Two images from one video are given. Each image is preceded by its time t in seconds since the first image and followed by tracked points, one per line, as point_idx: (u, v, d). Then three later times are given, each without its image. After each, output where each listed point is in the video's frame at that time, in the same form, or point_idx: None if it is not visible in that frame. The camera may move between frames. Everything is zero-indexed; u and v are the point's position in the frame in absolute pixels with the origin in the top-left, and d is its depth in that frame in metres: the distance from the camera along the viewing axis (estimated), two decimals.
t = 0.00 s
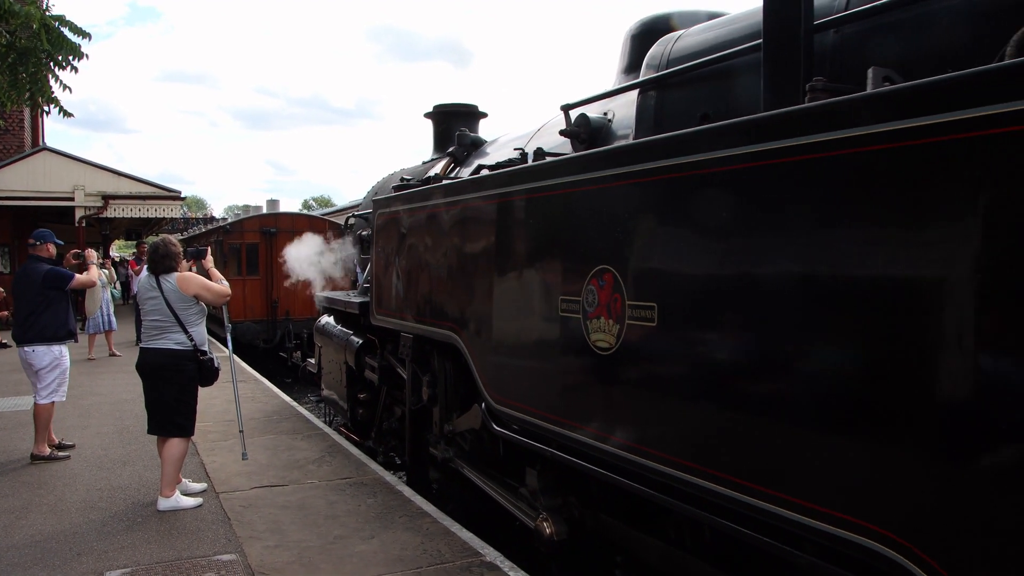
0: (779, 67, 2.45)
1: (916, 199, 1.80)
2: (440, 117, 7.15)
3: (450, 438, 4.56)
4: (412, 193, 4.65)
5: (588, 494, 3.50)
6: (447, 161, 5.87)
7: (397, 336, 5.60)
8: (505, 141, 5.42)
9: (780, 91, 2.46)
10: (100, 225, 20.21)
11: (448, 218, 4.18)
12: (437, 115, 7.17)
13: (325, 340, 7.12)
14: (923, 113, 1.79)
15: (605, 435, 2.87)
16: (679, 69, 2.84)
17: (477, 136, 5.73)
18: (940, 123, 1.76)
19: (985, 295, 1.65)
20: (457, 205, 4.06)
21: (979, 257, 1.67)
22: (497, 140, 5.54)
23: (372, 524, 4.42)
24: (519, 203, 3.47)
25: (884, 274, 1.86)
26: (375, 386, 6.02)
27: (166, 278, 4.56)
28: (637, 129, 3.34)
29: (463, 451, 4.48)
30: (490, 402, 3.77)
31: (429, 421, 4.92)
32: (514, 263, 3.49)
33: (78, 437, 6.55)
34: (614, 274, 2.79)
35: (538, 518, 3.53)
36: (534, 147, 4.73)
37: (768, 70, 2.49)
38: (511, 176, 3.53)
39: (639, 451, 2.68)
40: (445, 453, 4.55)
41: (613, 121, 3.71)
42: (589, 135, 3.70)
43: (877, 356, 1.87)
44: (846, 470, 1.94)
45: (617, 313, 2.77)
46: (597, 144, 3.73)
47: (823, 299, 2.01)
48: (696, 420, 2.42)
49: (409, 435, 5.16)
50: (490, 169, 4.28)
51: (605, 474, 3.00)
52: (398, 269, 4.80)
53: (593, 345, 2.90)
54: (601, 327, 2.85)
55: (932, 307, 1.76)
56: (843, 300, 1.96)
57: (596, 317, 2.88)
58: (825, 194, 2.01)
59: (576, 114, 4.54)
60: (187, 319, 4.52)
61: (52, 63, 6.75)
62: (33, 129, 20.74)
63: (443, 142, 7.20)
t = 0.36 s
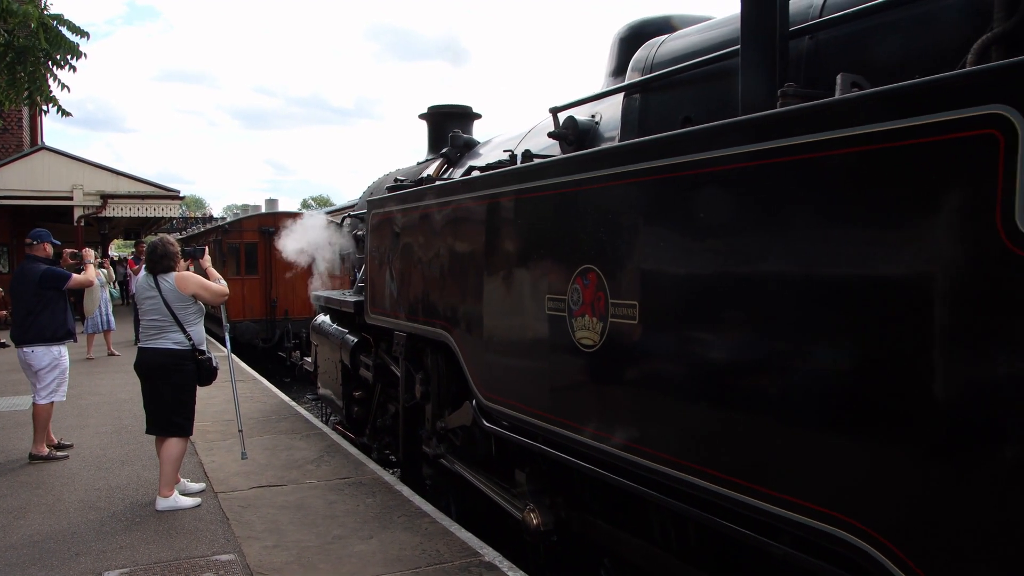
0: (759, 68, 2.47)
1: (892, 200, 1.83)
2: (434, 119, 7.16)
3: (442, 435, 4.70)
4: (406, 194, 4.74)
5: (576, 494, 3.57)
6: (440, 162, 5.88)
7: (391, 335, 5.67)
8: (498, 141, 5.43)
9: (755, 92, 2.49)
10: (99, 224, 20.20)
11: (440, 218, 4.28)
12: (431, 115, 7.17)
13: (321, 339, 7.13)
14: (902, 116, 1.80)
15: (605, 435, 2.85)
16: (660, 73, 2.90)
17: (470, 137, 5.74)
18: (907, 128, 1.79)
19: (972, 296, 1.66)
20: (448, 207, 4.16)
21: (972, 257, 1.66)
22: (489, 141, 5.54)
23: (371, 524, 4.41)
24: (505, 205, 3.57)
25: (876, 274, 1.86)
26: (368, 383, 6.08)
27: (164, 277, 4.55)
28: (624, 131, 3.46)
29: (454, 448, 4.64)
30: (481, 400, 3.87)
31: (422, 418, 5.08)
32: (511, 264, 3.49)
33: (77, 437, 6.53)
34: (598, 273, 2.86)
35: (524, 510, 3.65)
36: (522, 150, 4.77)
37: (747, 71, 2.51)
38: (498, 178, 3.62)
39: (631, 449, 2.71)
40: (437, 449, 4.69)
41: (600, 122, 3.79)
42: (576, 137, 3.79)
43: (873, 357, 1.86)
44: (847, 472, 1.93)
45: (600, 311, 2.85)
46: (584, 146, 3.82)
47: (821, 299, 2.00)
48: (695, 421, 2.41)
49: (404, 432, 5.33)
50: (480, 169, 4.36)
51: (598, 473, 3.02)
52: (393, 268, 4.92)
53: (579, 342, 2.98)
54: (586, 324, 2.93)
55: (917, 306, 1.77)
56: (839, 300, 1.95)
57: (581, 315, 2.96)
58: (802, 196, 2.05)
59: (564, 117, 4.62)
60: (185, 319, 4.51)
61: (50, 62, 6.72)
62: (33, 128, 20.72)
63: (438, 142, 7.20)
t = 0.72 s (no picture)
0: (736, 74, 2.56)
1: (863, 200, 1.88)
2: (430, 120, 7.17)
3: (435, 432, 4.85)
4: (401, 194, 4.80)
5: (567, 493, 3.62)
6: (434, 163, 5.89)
7: (386, 333, 5.75)
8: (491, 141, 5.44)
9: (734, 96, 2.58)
10: (99, 224, 20.21)
11: (433, 219, 4.35)
12: (426, 117, 7.18)
13: (319, 338, 7.17)
14: (886, 112, 1.82)
15: (602, 434, 2.85)
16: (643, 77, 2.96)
17: (465, 139, 5.75)
18: (874, 130, 1.85)
19: (955, 294, 1.68)
20: (441, 207, 4.25)
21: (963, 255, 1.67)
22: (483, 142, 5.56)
23: (370, 524, 4.41)
24: (494, 205, 3.67)
25: (866, 272, 1.88)
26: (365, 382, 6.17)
27: (163, 278, 4.55)
28: (610, 134, 3.60)
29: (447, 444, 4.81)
30: (473, 396, 3.92)
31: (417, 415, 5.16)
32: (509, 263, 3.50)
33: (77, 437, 6.53)
34: (584, 272, 2.95)
35: (515, 502, 3.74)
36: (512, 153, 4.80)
37: (726, 76, 2.60)
38: (487, 178, 3.71)
39: (623, 445, 2.74)
40: (430, 445, 4.86)
41: (588, 124, 3.82)
42: (565, 139, 3.81)
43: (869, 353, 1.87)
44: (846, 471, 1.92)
45: (587, 308, 2.93)
46: (573, 147, 3.85)
47: (819, 297, 1.99)
48: (695, 420, 2.40)
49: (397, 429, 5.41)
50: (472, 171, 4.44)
51: (591, 469, 3.05)
52: (389, 265, 5.00)
53: (566, 339, 3.06)
54: (573, 322, 3.02)
55: (899, 303, 1.80)
56: (835, 298, 1.95)
57: (568, 313, 3.05)
58: (776, 196, 2.11)
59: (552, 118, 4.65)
60: (185, 319, 4.50)
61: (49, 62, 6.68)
62: (32, 129, 20.73)
63: (433, 143, 7.21)
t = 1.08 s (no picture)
0: (718, 78, 2.64)
1: (836, 201, 1.96)
2: (423, 121, 7.18)
3: (426, 427, 4.97)
4: (394, 194, 4.87)
5: (555, 489, 3.72)
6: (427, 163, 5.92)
7: (379, 331, 5.85)
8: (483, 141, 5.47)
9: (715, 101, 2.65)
10: (94, 223, 20.16)
11: (424, 218, 4.41)
12: (419, 117, 7.19)
13: (313, 336, 7.22)
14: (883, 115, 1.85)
15: (596, 433, 2.87)
16: (627, 81, 3.05)
17: (457, 139, 5.77)
18: (843, 133, 1.94)
19: (942, 293, 1.72)
20: (432, 207, 4.31)
21: (958, 258, 1.69)
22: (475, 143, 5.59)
23: (366, 523, 4.42)
24: (481, 205, 3.71)
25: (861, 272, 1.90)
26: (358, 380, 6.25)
27: (160, 277, 4.55)
28: (597, 134, 3.72)
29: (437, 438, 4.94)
30: (461, 391, 4.00)
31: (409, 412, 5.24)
32: (505, 262, 3.51)
33: (71, 436, 6.52)
34: (569, 270, 3.01)
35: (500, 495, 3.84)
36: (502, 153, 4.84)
37: (707, 80, 2.67)
38: (475, 181, 3.78)
39: (606, 441, 2.82)
40: (421, 441, 4.98)
41: (576, 126, 3.93)
42: (554, 140, 3.90)
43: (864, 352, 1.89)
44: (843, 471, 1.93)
45: (571, 306, 2.99)
46: (561, 148, 3.94)
47: (817, 297, 2.01)
48: (691, 420, 2.41)
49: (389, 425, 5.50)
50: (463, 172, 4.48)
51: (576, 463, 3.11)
52: (383, 263, 5.06)
53: (552, 336, 3.12)
54: (558, 320, 3.07)
55: (882, 301, 1.85)
56: (832, 297, 1.97)
57: (553, 311, 3.11)
58: (753, 197, 2.19)
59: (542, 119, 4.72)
60: (181, 318, 4.50)
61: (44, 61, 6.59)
62: (28, 127, 20.65)
63: (426, 143, 7.23)
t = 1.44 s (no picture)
0: (701, 81, 2.71)
1: (811, 204, 2.04)
2: (419, 122, 7.19)
3: (419, 425, 4.98)
4: (388, 194, 4.93)
5: (546, 485, 3.80)
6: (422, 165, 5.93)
7: (373, 330, 5.92)
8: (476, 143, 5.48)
9: (698, 104, 2.73)
10: (92, 222, 20.12)
11: (418, 219, 4.51)
12: (415, 120, 7.20)
13: (309, 336, 7.27)
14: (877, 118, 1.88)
15: (594, 433, 2.88)
16: (613, 85, 3.14)
17: (451, 140, 5.78)
18: (814, 139, 2.02)
19: (942, 293, 1.73)
20: (426, 208, 4.38)
21: (956, 258, 1.70)
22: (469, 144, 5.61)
23: (364, 524, 4.41)
24: (473, 206, 3.84)
25: (857, 274, 1.91)
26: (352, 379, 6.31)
27: (159, 277, 4.54)
28: (587, 138, 3.77)
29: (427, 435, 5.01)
30: (454, 390, 4.10)
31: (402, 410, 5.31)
32: (505, 263, 3.51)
33: (68, 436, 6.50)
34: (557, 270, 3.12)
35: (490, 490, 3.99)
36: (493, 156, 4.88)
37: (691, 83, 2.75)
38: (467, 182, 3.89)
39: (592, 437, 2.90)
40: (413, 438, 4.99)
41: (567, 129, 3.97)
42: (545, 143, 3.89)
43: (861, 351, 1.90)
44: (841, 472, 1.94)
45: (559, 306, 3.11)
46: (551, 151, 3.96)
47: (814, 297, 2.02)
48: (690, 420, 2.42)
49: (383, 422, 5.58)
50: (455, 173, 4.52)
51: (564, 459, 3.19)
52: (378, 263, 5.11)
53: (540, 335, 3.23)
54: (547, 319, 3.19)
55: (880, 302, 1.86)
56: (830, 297, 1.98)
57: (542, 310, 3.22)
58: (732, 200, 2.27)
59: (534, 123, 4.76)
60: (179, 318, 4.50)
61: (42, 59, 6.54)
62: (27, 127, 20.62)
63: (421, 145, 7.23)
